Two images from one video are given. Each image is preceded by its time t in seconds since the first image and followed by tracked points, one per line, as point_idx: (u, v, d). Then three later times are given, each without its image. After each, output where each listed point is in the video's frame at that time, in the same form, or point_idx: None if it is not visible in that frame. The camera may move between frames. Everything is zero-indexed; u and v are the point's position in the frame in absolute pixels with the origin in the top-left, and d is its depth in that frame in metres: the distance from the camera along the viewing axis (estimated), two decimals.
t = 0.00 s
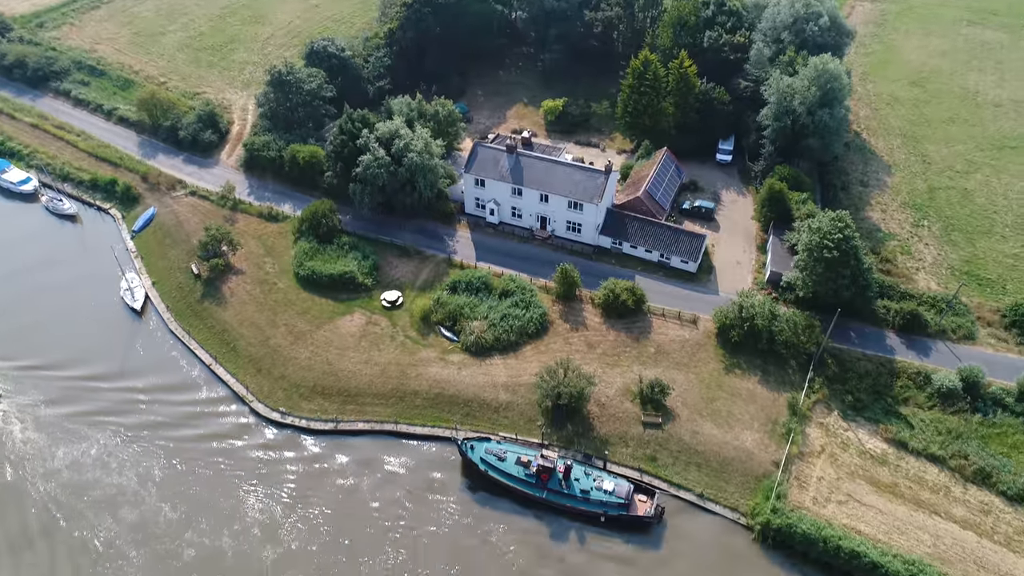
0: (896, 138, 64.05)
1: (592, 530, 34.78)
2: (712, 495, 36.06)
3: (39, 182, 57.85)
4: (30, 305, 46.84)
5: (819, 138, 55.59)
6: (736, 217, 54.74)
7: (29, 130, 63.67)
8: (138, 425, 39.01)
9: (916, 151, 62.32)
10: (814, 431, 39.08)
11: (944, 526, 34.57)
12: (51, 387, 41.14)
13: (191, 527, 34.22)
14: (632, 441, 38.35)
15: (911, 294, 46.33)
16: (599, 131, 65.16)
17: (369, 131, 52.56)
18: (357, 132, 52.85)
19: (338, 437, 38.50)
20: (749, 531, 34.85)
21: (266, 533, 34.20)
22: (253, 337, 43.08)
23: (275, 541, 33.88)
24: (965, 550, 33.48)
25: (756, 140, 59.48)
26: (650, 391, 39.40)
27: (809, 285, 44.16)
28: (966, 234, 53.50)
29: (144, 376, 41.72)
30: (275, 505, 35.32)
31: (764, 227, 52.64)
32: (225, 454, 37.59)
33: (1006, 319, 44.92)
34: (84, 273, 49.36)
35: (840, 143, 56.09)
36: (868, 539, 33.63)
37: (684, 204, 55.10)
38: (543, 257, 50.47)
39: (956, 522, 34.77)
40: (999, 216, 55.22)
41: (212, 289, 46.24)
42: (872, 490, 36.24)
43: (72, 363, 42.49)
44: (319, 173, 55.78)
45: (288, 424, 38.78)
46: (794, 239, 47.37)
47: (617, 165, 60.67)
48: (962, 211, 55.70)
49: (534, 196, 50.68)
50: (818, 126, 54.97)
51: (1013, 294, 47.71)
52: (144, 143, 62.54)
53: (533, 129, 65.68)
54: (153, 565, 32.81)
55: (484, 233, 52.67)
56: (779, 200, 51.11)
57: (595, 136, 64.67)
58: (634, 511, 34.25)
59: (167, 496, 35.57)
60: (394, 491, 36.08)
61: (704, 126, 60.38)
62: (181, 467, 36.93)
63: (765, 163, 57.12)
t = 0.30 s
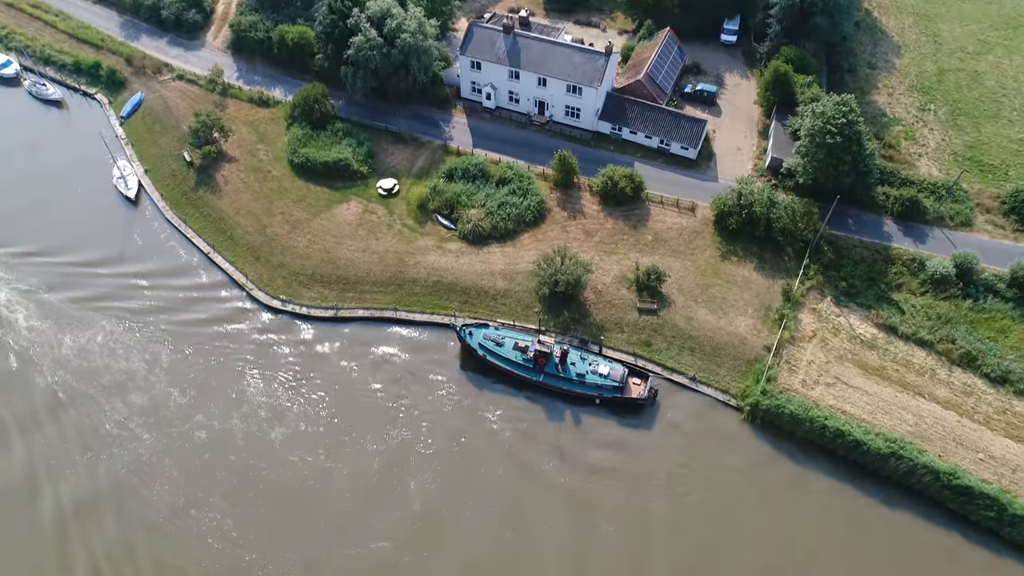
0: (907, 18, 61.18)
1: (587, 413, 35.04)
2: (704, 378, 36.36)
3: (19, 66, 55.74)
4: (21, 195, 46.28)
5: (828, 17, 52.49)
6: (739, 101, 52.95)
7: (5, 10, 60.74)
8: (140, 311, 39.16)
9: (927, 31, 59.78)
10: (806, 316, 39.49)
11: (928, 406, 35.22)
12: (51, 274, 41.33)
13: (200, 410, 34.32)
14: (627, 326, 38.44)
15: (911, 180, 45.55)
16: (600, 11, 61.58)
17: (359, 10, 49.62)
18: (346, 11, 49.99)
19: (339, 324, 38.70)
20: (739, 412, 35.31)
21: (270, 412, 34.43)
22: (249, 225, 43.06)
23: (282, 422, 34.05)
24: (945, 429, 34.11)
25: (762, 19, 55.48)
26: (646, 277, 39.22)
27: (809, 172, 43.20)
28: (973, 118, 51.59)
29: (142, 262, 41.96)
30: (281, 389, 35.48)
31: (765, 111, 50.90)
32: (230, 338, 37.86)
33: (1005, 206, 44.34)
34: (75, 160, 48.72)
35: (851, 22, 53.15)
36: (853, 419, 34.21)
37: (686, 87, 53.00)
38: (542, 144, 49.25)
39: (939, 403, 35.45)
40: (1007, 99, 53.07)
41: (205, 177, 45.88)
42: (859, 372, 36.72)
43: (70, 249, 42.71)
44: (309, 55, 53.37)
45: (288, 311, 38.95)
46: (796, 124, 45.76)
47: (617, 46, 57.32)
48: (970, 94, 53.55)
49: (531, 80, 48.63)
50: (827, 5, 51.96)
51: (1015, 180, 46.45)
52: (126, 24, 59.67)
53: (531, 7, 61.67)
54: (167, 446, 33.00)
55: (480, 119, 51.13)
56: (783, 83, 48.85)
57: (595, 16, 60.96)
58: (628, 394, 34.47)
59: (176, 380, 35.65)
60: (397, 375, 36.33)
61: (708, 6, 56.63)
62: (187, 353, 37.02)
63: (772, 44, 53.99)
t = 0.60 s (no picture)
0: None
1: (585, 371, 35.50)
2: (701, 337, 36.73)
3: (8, 21, 54.95)
4: (13, 154, 45.70)
5: None
6: (739, 54, 51.87)
7: None
8: (137, 272, 39.27)
9: None
10: (803, 275, 39.51)
11: (921, 363, 35.65)
12: (48, 233, 41.26)
13: (201, 371, 34.60)
14: (625, 285, 38.54)
15: (912, 135, 44.87)
16: None
17: None
18: None
19: (337, 284, 38.93)
20: (734, 369, 35.77)
21: (271, 373, 34.66)
22: (245, 183, 42.84)
23: (284, 384, 34.27)
24: (940, 386, 34.58)
25: None
26: (643, 236, 39.25)
27: (809, 128, 42.53)
28: (976, 71, 50.54)
29: (137, 222, 41.91)
30: (283, 349, 35.76)
31: (765, 65, 49.99)
32: (229, 299, 38.06)
33: (1005, 161, 43.83)
34: (67, 117, 48.13)
35: None
36: (848, 376, 34.69)
37: (685, 41, 51.68)
38: (540, 100, 48.38)
39: (933, 360, 35.85)
40: (1010, 52, 52.00)
41: (199, 134, 45.42)
42: (855, 330, 36.99)
43: (65, 209, 42.49)
44: (302, 8, 52.15)
45: (287, 271, 39.10)
46: (797, 78, 44.76)
47: None
48: (974, 47, 52.55)
49: (529, 33, 47.53)
50: None
51: (1017, 135, 45.72)
52: None
53: None
54: (169, 406, 33.31)
55: (477, 74, 50.11)
56: (784, 38, 47.72)
57: None
58: (625, 352, 34.87)
59: (176, 341, 35.90)
60: (395, 334, 36.70)
61: None
62: (187, 314, 37.22)
63: None
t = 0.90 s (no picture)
0: None
1: (583, 371, 35.54)
2: (699, 336, 36.75)
3: (4, 22, 54.89)
4: (9, 155, 45.51)
5: None
6: (736, 53, 51.96)
7: None
8: (135, 273, 39.18)
9: None
10: (801, 273, 39.57)
11: (919, 362, 35.69)
12: (46, 234, 41.16)
13: (199, 372, 34.53)
14: (623, 285, 38.55)
15: (909, 134, 44.98)
16: None
17: None
18: None
19: (335, 284, 38.92)
20: (733, 368, 35.81)
21: (270, 375, 34.61)
22: (243, 184, 42.78)
23: (284, 385, 34.23)
24: (937, 384, 34.63)
25: None
26: (641, 236, 39.32)
27: (806, 127, 42.56)
28: (972, 70, 50.64)
29: (134, 223, 41.81)
30: (282, 350, 35.73)
31: (763, 64, 50.05)
32: (227, 300, 38.01)
33: (1002, 160, 43.95)
34: (64, 118, 48.08)
35: None
36: (846, 375, 34.72)
37: (683, 40, 51.77)
38: (537, 99, 48.40)
39: (931, 358, 35.91)
40: (1008, 50, 52.10)
41: (197, 134, 45.38)
42: (852, 329, 37.04)
43: (62, 210, 42.36)
44: (300, 9, 52.14)
45: (285, 271, 39.07)
46: (794, 77, 44.80)
47: None
48: (971, 46, 52.64)
49: (526, 32, 47.52)
50: None
51: (1014, 133, 45.81)
52: None
53: None
54: (167, 408, 33.23)
55: (475, 74, 50.12)
56: (782, 36, 47.86)
57: None
58: (623, 351, 34.82)
59: (175, 343, 35.83)
60: (394, 335, 36.67)
61: None
62: (185, 315, 37.15)
63: None
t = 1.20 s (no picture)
0: None
1: (582, 371, 35.56)
2: (697, 335, 36.79)
3: (2, 22, 54.86)
4: (7, 157, 45.43)
5: None
6: (734, 53, 52.01)
7: None
8: (134, 274, 39.15)
9: None
10: (800, 273, 39.61)
11: (917, 361, 35.72)
12: (45, 235, 41.09)
13: (199, 373, 34.48)
14: (622, 284, 38.57)
15: (907, 133, 45.11)
16: None
17: None
18: None
19: (334, 284, 38.91)
20: (732, 367, 35.82)
21: (269, 376, 34.55)
22: (242, 184, 42.77)
23: (283, 385, 34.20)
24: (936, 383, 34.67)
25: None
26: (640, 235, 39.37)
27: (804, 126, 42.62)
28: (970, 69, 50.70)
29: (133, 224, 41.79)
30: (282, 351, 35.71)
31: (762, 64, 50.10)
32: (227, 300, 38.01)
33: (1000, 159, 44.00)
34: (62, 118, 48.04)
35: None
36: (844, 373, 34.76)
37: (681, 40, 51.85)
38: (536, 99, 48.42)
39: (929, 357, 35.95)
40: (1006, 50, 52.16)
41: (195, 135, 45.38)
42: (851, 328, 37.07)
43: (61, 211, 42.33)
44: (298, 8, 52.12)
45: (284, 271, 39.06)
46: (792, 76, 44.84)
47: None
48: (968, 45, 52.69)
49: (525, 32, 47.54)
50: None
51: (1012, 133, 45.86)
52: None
53: None
54: (168, 409, 33.17)
55: (473, 74, 50.15)
56: (780, 35, 47.92)
57: None
58: (622, 351, 34.86)
59: (174, 344, 35.76)
60: (393, 335, 36.66)
61: None
62: (185, 316, 37.11)
63: None
